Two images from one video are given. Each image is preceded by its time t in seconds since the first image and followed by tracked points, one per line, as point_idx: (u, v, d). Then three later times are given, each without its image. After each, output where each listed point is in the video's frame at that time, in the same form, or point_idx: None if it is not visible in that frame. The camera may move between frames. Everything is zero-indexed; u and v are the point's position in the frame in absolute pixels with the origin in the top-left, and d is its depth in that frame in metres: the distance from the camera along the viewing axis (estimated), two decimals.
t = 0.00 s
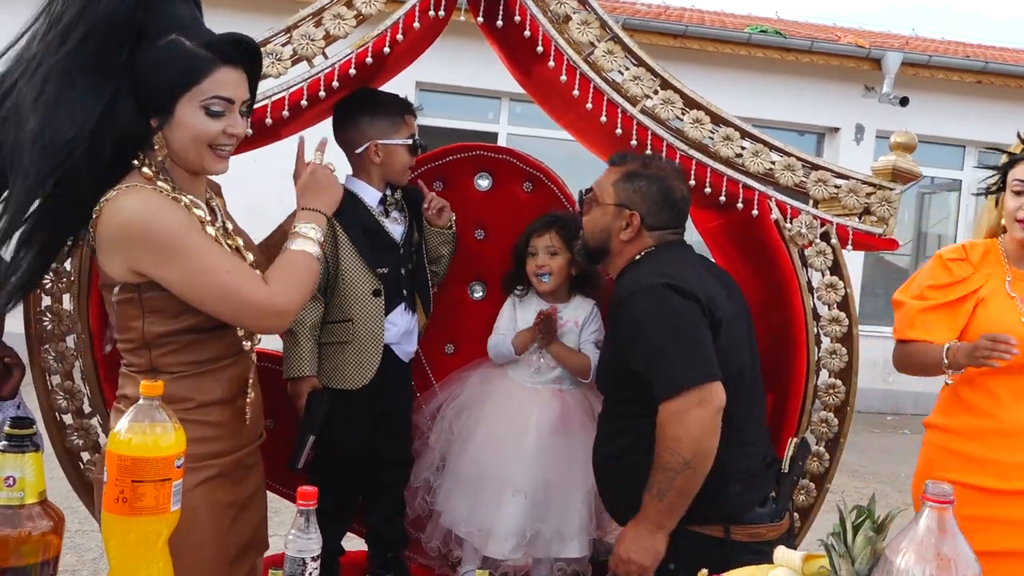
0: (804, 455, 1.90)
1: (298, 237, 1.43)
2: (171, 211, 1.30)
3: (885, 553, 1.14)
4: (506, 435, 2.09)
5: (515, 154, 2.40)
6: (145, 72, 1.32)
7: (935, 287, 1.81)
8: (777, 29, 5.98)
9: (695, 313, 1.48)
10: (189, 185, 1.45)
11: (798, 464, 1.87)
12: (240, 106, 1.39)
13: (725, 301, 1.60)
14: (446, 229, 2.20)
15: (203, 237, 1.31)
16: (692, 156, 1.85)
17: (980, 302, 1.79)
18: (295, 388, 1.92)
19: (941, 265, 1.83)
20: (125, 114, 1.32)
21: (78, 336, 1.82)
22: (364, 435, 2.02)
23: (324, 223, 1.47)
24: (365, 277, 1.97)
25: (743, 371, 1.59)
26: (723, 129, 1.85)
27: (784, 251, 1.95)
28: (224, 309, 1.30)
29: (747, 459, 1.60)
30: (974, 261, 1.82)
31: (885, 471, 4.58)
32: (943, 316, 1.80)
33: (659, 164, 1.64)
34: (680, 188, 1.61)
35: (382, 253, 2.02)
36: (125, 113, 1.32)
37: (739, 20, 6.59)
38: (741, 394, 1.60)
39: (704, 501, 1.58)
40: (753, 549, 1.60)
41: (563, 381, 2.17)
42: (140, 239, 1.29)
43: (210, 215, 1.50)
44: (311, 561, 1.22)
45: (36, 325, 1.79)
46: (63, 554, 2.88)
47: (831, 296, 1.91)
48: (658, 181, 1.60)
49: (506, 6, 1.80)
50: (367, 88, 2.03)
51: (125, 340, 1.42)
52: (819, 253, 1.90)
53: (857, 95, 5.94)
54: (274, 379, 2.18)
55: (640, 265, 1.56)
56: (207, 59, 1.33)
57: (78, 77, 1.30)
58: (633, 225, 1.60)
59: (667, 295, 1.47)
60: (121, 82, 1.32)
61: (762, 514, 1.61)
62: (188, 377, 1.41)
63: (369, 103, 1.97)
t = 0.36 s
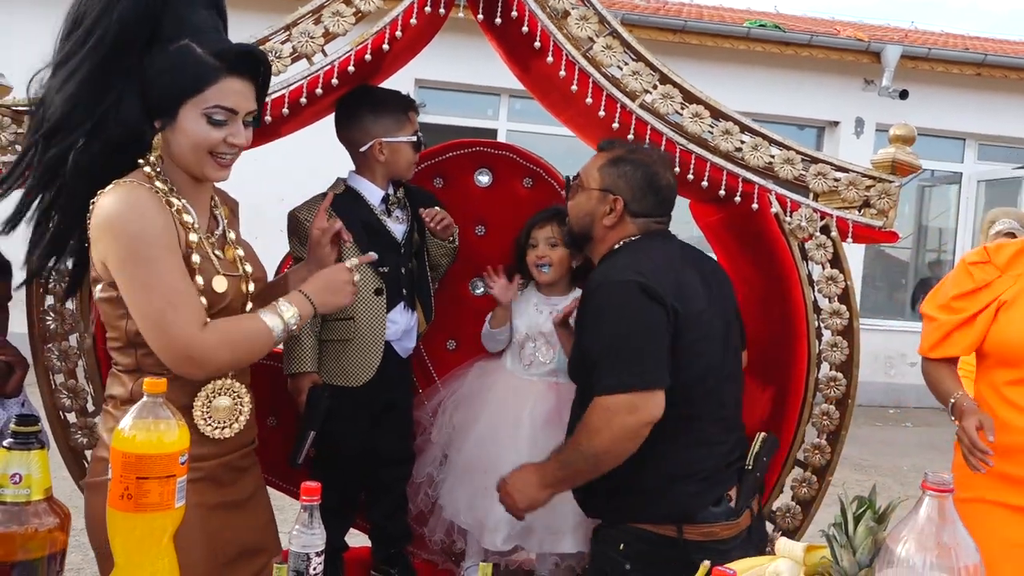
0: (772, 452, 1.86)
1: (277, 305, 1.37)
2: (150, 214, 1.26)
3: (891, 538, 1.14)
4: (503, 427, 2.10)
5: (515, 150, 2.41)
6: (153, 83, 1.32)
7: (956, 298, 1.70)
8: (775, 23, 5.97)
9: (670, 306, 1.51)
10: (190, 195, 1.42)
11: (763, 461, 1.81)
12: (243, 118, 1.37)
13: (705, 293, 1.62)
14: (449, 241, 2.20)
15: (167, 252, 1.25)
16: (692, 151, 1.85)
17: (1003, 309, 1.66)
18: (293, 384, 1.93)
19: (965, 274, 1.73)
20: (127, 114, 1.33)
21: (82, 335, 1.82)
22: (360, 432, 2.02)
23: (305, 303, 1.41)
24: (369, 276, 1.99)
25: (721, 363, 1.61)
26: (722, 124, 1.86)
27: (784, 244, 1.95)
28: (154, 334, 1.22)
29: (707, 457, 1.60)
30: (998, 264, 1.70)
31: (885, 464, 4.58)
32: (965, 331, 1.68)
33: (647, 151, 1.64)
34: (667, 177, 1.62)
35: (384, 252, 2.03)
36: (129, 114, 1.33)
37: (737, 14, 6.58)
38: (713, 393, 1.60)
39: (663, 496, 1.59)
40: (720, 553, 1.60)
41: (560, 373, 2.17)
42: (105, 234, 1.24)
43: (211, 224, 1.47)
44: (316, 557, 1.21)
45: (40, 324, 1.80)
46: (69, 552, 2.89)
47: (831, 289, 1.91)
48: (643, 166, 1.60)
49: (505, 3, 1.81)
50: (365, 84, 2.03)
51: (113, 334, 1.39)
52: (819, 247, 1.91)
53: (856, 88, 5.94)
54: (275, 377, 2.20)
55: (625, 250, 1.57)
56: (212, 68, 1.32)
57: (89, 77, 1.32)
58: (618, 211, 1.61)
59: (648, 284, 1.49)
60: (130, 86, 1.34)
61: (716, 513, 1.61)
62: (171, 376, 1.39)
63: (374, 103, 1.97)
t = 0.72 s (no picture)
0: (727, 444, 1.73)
1: (274, 373, 1.27)
2: (167, 212, 1.27)
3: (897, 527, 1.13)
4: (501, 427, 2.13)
5: (514, 145, 2.41)
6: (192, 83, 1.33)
7: (966, 277, 1.69)
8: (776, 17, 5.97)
9: (602, 308, 1.45)
10: (216, 194, 1.42)
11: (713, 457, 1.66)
12: (272, 118, 1.36)
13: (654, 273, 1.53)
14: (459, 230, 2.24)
15: (171, 254, 1.25)
16: (692, 144, 1.85)
17: (1013, 288, 1.61)
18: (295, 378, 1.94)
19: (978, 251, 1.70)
20: (164, 112, 1.35)
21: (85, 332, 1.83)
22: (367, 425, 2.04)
23: (305, 391, 1.28)
24: (373, 275, 1.98)
25: (665, 349, 1.53)
26: (723, 117, 1.85)
27: (784, 237, 1.96)
28: (143, 332, 1.23)
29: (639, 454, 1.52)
30: (1012, 241, 1.64)
31: (888, 457, 4.58)
32: (970, 308, 1.66)
33: (606, 134, 1.59)
34: (620, 160, 1.56)
35: (390, 251, 2.02)
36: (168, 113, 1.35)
37: (738, 8, 6.57)
38: (660, 382, 1.54)
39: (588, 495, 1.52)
40: (666, 548, 1.54)
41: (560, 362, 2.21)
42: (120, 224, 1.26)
43: (233, 219, 1.47)
44: (320, 551, 1.21)
45: (43, 321, 1.81)
46: (73, 550, 2.90)
47: (833, 282, 1.91)
48: (595, 148, 1.56)
49: None
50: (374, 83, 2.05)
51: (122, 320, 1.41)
52: (821, 240, 1.90)
53: (857, 81, 5.93)
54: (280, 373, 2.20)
55: (565, 241, 1.49)
56: (244, 70, 1.31)
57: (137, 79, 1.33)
58: (569, 194, 1.57)
59: (577, 288, 1.43)
60: (172, 87, 1.35)
61: (651, 509, 1.52)
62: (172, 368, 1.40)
63: (382, 100, 1.97)
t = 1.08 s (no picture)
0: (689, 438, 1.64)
1: (275, 442, 1.30)
2: (209, 227, 1.30)
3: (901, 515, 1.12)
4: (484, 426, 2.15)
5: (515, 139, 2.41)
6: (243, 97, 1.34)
7: (969, 292, 1.58)
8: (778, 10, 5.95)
9: (535, 300, 1.45)
10: (258, 209, 1.45)
11: (668, 452, 1.57)
12: (315, 136, 1.38)
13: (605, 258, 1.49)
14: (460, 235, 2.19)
15: (207, 268, 1.28)
16: (693, 137, 1.85)
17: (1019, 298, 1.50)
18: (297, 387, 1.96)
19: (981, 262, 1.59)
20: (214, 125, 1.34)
21: (87, 329, 1.84)
22: (373, 422, 2.02)
23: (291, 474, 1.32)
24: (375, 270, 1.97)
25: (615, 335, 1.49)
26: (724, 110, 1.85)
27: (786, 228, 1.95)
28: (177, 342, 1.25)
29: (588, 446, 1.49)
30: (1013, 248, 1.53)
31: (891, 449, 4.59)
32: (980, 329, 1.55)
33: (574, 113, 1.57)
34: (584, 140, 1.54)
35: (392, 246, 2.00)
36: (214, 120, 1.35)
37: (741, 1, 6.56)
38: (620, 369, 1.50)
39: (531, 481, 1.52)
40: (612, 544, 1.49)
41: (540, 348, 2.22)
42: (166, 235, 1.29)
43: (274, 233, 1.50)
44: (323, 545, 1.21)
45: (46, 318, 1.81)
46: (78, 547, 2.91)
47: (834, 274, 1.90)
48: (555, 127, 1.55)
49: None
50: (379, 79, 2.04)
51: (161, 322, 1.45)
52: (823, 232, 1.90)
53: (859, 74, 5.91)
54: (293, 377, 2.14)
55: (509, 229, 1.49)
56: (289, 86, 1.33)
57: (184, 86, 1.33)
58: (532, 175, 1.57)
59: (507, 283, 1.44)
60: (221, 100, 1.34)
61: (590, 502, 1.48)
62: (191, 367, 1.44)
63: (386, 94, 1.96)
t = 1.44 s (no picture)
0: (670, 440, 1.61)
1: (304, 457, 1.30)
2: (245, 233, 1.32)
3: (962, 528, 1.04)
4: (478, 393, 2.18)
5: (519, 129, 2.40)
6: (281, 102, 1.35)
7: (985, 258, 1.48)
8: None
9: (521, 295, 1.48)
10: (293, 213, 1.46)
11: (645, 453, 1.55)
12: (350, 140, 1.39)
13: (597, 250, 1.50)
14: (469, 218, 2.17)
15: (245, 272, 1.30)
16: (698, 126, 1.84)
17: None
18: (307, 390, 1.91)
19: (998, 226, 1.48)
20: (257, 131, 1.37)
21: (93, 323, 1.86)
22: (383, 415, 2.01)
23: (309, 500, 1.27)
24: (383, 262, 1.89)
25: (603, 328, 1.50)
26: (729, 99, 1.84)
27: (791, 218, 1.96)
28: (221, 346, 1.27)
29: (554, 445, 1.52)
30: None
31: (900, 440, 4.58)
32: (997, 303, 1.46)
33: (572, 99, 1.56)
34: (580, 127, 1.53)
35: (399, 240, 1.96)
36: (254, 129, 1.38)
37: None
38: (611, 362, 1.52)
39: (508, 472, 1.57)
40: (580, 541, 1.51)
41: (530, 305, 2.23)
42: (207, 243, 1.31)
43: (307, 236, 1.50)
44: (329, 538, 1.20)
45: (51, 313, 1.81)
46: (87, 539, 2.92)
47: (840, 263, 1.90)
48: (551, 113, 1.55)
49: None
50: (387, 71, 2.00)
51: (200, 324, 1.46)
52: (829, 221, 1.89)
53: (867, 63, 5.88)
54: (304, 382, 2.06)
55: (499, 219, 1.52)
56: (323, 91, 1.34)
57: (230, 98, 1.36)
58: (526, 161, 1.58)
59: (493, 278, 1.48)
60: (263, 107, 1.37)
61: (556, 498, 1.51)
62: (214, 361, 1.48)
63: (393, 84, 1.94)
